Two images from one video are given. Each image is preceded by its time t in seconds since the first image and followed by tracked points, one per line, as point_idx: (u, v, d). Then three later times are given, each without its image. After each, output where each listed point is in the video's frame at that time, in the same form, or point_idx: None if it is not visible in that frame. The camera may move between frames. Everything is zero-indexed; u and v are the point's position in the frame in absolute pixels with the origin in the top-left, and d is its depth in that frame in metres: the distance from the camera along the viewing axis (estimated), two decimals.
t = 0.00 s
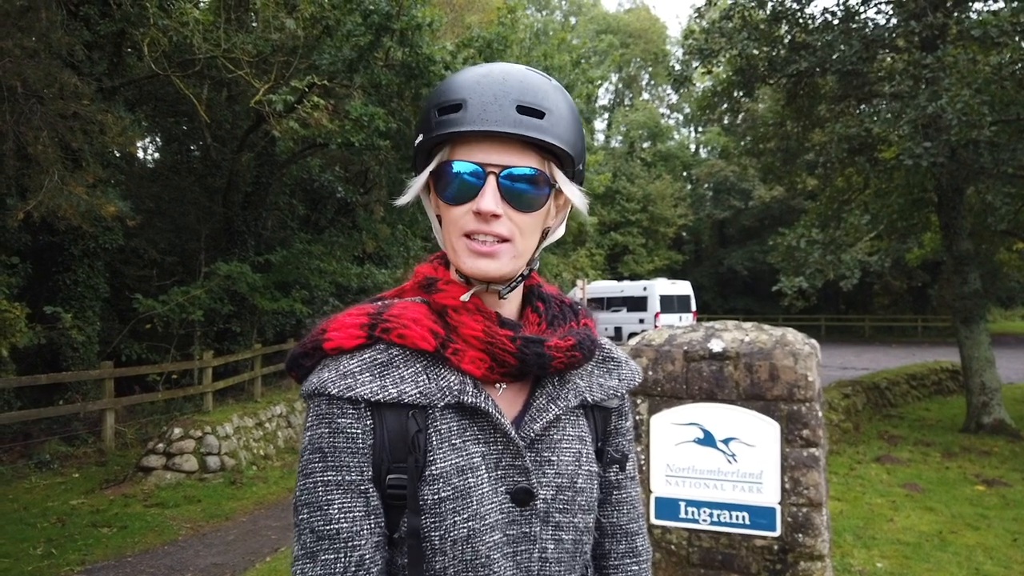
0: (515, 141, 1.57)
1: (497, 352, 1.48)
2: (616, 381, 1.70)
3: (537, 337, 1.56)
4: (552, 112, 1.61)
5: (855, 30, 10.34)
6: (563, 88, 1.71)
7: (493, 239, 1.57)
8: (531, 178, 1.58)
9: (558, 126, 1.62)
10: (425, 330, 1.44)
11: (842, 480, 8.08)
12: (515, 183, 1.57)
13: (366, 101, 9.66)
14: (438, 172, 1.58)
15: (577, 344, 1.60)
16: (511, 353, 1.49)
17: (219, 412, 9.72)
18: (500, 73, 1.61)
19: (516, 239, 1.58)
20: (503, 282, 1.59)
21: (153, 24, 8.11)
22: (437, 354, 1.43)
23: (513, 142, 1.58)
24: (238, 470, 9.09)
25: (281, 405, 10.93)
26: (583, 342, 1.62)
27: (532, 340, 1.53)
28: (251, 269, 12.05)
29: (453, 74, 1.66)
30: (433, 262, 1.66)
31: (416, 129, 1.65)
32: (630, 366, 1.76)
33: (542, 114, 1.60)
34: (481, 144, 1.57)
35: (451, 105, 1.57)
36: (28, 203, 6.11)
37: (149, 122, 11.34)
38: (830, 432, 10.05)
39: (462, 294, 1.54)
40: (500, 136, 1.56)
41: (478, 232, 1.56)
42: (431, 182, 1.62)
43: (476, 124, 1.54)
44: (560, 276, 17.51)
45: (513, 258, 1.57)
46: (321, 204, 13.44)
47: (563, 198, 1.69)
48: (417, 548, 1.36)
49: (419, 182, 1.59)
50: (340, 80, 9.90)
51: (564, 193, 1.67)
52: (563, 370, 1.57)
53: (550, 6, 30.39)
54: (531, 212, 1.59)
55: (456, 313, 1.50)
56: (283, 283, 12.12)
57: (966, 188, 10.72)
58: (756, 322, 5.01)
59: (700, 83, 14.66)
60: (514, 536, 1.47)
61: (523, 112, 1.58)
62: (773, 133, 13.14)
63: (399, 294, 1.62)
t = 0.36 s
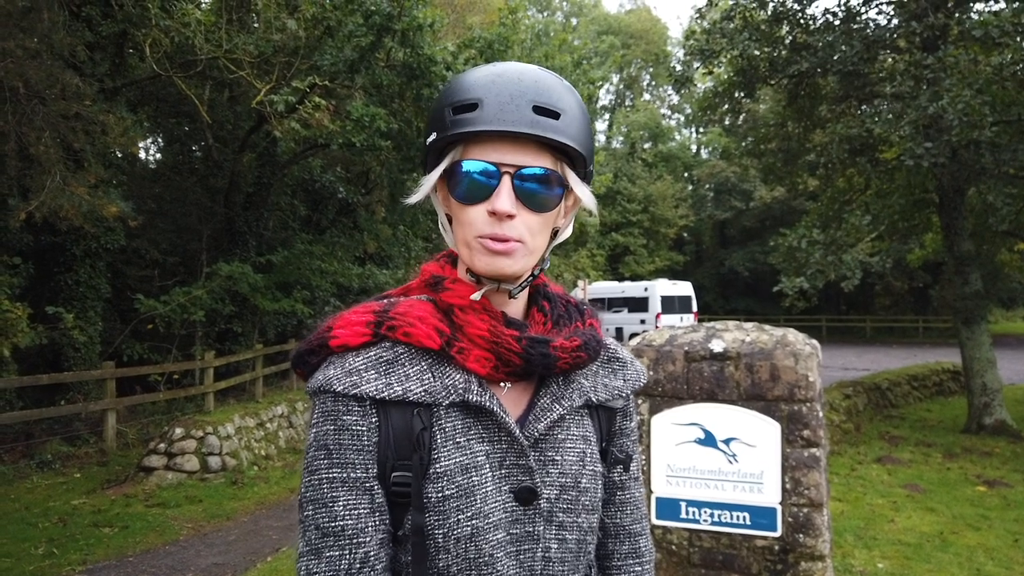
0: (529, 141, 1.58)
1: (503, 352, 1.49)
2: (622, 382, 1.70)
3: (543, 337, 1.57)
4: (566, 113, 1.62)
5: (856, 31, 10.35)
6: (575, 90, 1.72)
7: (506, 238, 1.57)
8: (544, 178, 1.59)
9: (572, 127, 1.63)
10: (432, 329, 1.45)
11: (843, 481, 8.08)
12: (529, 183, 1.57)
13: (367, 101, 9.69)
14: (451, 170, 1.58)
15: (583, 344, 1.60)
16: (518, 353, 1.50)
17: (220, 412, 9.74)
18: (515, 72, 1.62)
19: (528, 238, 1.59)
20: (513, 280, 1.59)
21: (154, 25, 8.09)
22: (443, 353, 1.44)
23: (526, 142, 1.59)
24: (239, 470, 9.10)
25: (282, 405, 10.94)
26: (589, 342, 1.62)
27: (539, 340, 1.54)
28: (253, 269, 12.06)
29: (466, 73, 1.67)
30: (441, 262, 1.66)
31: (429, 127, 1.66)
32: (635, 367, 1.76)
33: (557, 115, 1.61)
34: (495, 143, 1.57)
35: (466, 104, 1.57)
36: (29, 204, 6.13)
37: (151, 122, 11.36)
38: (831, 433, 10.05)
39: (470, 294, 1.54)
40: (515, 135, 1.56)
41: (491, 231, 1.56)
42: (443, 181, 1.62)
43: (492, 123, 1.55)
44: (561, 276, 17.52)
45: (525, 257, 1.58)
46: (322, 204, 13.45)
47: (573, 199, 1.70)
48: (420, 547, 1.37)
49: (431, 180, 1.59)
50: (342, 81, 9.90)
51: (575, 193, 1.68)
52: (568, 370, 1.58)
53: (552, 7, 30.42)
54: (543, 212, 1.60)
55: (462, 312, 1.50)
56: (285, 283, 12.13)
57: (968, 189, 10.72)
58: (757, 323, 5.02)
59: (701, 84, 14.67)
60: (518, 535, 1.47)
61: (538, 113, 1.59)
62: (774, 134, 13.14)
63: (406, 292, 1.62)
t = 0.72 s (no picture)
0: (529, 139, 1.58)
1: (501, 354, 1.49)
2: (622, 385, 1.70)
3: (541, 340, 1.57)
4: (565, 111, 1.62)
5: (857, 32, 10.36)
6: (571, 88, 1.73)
7: (507, 238, 1.57)
8: (543, 177, 1.59)
9: (570, 125, 1.63)
10: (430, 331, 1.45)
11: (844, 482, 8.08)
12: (529, 183, 1.58)
13: (368, 102, 9.73)
14: (450, 172, 1.58)
15: (581, 347, 1.60)
16: (516, 356, 1.50)
17: (220, 413, 9.74)
18: (513, 72, 1.62)
19: (529, 237, 1.59)
20: (514, 282, 1.59)
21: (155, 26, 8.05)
22: (441, 355, 1.44)
23: (526, 141, 1.59)
24: (240, 471, 9.10)
25: (283, 406, 10.94)
26: (588, 345, 1.63)
27: (537, 342, 1.54)
28: (254, 270, 12.07)
29: (463, 74, 1.67)
30: (440, 265, 1.66)
31: (426, 130, 1.66)
32: (636, 370, 1.76)
33: (555, 113, 1.61)
34: (495, 143, 1.57)
35: (465, 104, 1.57)
36: (30, 205, 6.14)
37: (151, 123, 11.35)
38: (832, 434, 10.06)
39: (470, 297, 1.54)
40: (514, 133, 1.56)
41: (492, 231, 1.56)
42: (442, 182, 1.62)
43: (492, 122, 1.55)
44: (562, 278, 17.53)
45: (526, 257, 1.58)
46: (322, 206, 13.47)
47: (572, 199, 1.70)
48: (420, 550, 1.36)
49: (429, 183, 1.59)
50: (342, 82, 9.86)
51: (573, 192, 1.68)
52: (568, 373, 1.58)
53: (552, 9, 30.42)
54: (542, 211, 1.60)
55: (461, 315, 1.50)
56: (286, 285, 12.14)
57: (969, 190, 10.72)
58: (758, 324, 5.02)
59: (701, 85, 14.68)
60: (517, 538, 1.47)
61: (537, 111, 1.59)
62: (774, 135, 13.15)
63: (404, 296, 1.62)
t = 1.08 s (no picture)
0: (541, 147, 1.58)
1: (513, 362, 1.48)
2: (634, 393, 1.69)
3: (552, 348, 1.56)
4: (577, 118, 1.62)
5: (859, 33, 10.37)
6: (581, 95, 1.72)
7: (521, 246, 1.56)
8: (554, 185, 1.58)
9: (582, 132, 1.63)
10: (441, 338, 1.44)
11: (846, 484, 8.07)
12: (541, 190, 1.57)
13: (370, 103, 9.74)
14: (462, 181, 1.57)
15: (593, 355, 1.59)
16: (527, 364, 1.49)
17: (223, 415, 9.73)
18: (523, 80, 1.61)
19: (543, 245, 1.58)
20: (528, 289, 1.58)
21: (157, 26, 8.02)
22: (452, 363, 1.43)
23: (537, 149, 1.58)
24: (242, 473, 9.09)
25: (285, 407, 10.94)
26: (599, 353, 1.62)
27: (549, 350, 1.53)
28: (256, 271, 12.07)
29: (473, 82, 1.66)
30: (451, 272, 1.65)
31: (437, 138, 1.64)
32: (648, 377, 1.74)
33: (567, 120, 1.60)
34: (507, 151, 1.57)
35: (477, 112, 1.56)
36: (33, 206, 6.14)
37: (153, 124, 11.35)
38: (834, 435, 10.05)
39: (481, 303, 1.53)
40: (527, 142, 1.56)
41: (506, 239, 1.55)
42: (453, 192, 1.61)
43: (504, 130, 1.54)
44: (563, 278, 17.52)
45: (540, 265, 1.57)
46: (324, 207, 13.47)
47: (583, 205, 1.70)
48: (431, 557, 1.36)
49: (441, 192, 1.58)
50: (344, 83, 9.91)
51: (586, 200, 1.67)
52: (579, 381, 1.57)
53: (553, 9, 30.41)
54: (555, 219, 1.59)
55: (472, 323, 1.50)
56: (287, 286, 12.13)
57: (971, 191, 10.72)
58: (763, 327, 5.02)
59: (703, 86, 14.67)
60: (528, 545, 1.47)
61: (549, 118, 1.58)
62: (776, 136, 13.14)
63: (415, 302, 1.61)
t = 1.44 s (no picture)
0: (520, 123, 1.58)
1: (510, 343, 1.48)
2: (635, 376, 1.70)
3: (549, 329, 1.55)
4: (551, 93, 1.62)
5: (859, 33, 10.39)
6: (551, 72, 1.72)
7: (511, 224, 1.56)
8: (537, 161, 1.58)
9: (558, 106, 1.62)
10: (438, 324, 1.44)
11: (846, 482, 8.08)
12: (525, 167, 1.57)
13: (370, 102, 9.76)
14: (446, 166, 1.57)
15: (590, 335, 1.59)
16: (524, 344, 1.49)
17: (223, 413, 9.73)
18: (494, 62, 1.61)
19: (532, 222, 1.58)
20: (522, 267, 1.58)
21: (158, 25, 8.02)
22: (450, 347, 1.43)
23: (517, 126, 1.58)
24: (243, 471, 9.09)
25: (285, 406, 10.94)
26: (597, 333, 1.61)
27: (545, 330, 1.52)
28: (256, 270, 12.08)
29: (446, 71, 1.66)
30: (445, 259, 1.65)
31: (416, 130, 1.65)
32: (649, 362, 1.76)
33: (541, 96, 1.60)
34: (487, 132, 1.57)
35: (453, 97, 1.56)
36: (33, 204, 6.14)
37: (154, 123, 11.36)
38: (834, 434, 10.06)
39: (478, 288, 1.53)
40: (505, 119, 1.56)
41: (495, 219, 1.55)
42: (439, 179, 1.61)
43: (481, 109, 1.54)
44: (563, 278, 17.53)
45: (532, 241, 1.57)
46: (324, 206, 13.48)
47: (567, 179, 1.69)
48: (430, 541, 1.36)
49: (427, 181, 1.58)
50: (345, 83, 9.93)
51: (569, 174, 1.67)
52: (578, 361, 1.56)
53: (553, 9, 30.42)
54: (541, 195, 1.59)
55: (468, 306, 1.49)
56: (287, 285, 12.14)
57: (971, 191, 10.73)
58: (764, 324, 5.02)
59: (703, 86, 14.69)
60: (530, 529, 1.46)
61: (524, 95, 1.58)
62: (776, 135, 13.16)
63: (413, 290, 1.62)
